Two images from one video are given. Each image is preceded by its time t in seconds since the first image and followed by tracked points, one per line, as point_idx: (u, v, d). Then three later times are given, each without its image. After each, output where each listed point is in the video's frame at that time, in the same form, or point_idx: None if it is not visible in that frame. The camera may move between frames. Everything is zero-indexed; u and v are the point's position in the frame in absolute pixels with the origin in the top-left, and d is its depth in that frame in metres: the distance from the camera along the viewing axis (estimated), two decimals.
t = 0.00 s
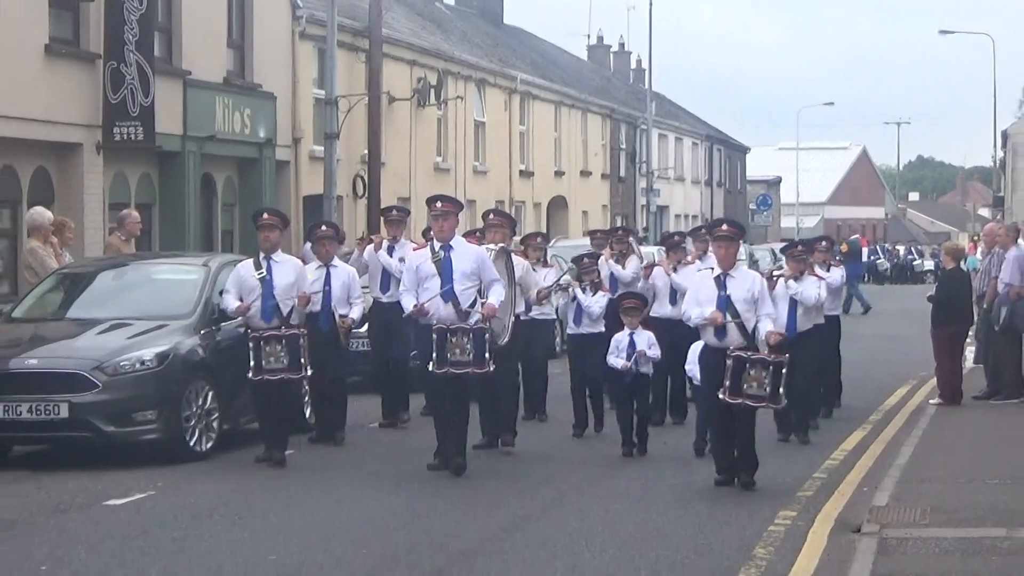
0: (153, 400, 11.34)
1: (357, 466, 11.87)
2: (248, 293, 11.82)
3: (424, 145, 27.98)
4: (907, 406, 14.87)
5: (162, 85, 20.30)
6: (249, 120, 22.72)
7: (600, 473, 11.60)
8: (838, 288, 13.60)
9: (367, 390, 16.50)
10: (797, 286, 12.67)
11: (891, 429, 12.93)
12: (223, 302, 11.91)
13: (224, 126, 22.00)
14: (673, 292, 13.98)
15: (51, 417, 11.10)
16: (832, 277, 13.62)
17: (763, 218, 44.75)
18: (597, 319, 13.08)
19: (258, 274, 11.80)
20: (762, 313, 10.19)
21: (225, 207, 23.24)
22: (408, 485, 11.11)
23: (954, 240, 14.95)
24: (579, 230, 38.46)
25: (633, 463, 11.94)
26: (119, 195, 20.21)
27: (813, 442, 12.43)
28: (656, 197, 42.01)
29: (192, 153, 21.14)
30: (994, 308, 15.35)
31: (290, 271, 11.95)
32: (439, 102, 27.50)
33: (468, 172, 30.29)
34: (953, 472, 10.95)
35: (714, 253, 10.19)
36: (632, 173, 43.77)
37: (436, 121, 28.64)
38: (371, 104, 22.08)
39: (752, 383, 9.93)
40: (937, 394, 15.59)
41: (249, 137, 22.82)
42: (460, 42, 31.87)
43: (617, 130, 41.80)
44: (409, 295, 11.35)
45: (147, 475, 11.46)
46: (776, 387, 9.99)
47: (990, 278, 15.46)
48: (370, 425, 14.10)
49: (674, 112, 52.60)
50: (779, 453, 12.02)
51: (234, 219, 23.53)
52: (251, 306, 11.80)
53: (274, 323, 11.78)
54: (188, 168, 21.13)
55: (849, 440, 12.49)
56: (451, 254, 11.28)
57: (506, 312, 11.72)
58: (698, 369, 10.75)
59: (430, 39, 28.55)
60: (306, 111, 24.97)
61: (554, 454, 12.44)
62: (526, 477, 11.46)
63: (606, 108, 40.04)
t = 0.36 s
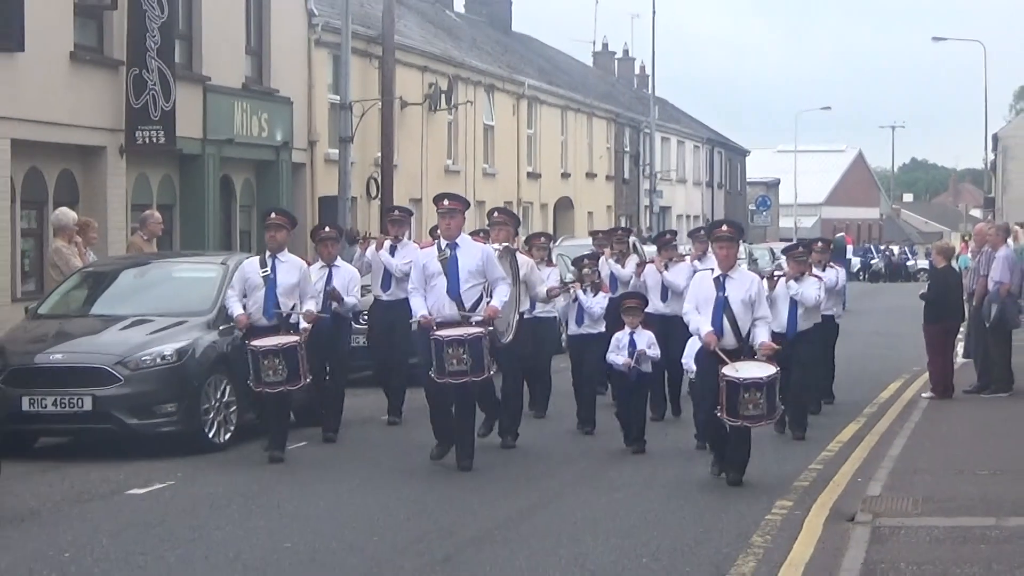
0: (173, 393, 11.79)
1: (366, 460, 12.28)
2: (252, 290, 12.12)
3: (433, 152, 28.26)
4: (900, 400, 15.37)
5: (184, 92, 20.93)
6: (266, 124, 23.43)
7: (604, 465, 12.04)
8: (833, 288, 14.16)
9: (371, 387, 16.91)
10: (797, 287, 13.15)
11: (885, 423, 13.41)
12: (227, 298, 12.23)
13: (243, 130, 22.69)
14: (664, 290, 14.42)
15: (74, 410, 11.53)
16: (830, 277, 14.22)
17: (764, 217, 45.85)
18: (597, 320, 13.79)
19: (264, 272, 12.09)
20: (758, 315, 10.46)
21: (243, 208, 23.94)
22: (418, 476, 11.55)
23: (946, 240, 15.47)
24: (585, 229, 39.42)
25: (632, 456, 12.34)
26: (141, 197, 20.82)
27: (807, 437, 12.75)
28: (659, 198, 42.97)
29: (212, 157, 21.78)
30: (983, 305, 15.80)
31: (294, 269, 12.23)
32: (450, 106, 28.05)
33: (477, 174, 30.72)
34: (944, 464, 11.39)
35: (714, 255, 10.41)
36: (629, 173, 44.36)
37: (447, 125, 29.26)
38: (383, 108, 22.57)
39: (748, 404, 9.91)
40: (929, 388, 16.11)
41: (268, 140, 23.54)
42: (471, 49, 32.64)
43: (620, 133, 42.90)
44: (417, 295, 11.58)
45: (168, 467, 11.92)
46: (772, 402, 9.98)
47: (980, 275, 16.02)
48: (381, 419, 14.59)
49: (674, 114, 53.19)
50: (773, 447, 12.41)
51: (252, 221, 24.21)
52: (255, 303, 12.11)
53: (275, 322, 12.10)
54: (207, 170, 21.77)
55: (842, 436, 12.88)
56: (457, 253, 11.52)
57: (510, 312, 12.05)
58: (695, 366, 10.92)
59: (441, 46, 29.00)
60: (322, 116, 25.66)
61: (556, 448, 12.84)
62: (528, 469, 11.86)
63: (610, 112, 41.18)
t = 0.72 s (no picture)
0: (193, 382, 12.26)
1: (375, 449, 12.73)
2: (249, 294, 12.36)
3: (445, 143, 29.73)
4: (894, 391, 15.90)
5: (204, 94, 21.59)
6: (283, 124, 24.20)
7: (606, 454, 12.52)
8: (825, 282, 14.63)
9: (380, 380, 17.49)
10: (790, 282, 13.43)
11: (877, 416, 13.90)
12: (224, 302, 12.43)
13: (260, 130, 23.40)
14: (663, 287, 15.04)
15: (98, 398, 11.97)
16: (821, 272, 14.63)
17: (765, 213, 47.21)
18: (596, 312, 13.88)
19: (259, 275, 12.34)
20: (748, 313, 10.77)
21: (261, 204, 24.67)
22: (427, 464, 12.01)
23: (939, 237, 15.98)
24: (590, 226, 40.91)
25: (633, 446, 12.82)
26: (165, 194, 21.41)
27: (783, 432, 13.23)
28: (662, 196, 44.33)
29: (230, 155, 22.45)
30: (974, 300, 16.25)
31: (287, 269, 12.51)
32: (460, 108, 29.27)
33: (487, 174, 32.32)
34: (934, 455, 11.84)
35: (703, 255, 10.72)
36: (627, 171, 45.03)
37: (457, 125, 30.40)
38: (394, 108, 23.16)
39: (742, 411, 10.33)
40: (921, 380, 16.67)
41: (285, 139, 24.31)
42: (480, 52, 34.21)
43: (624, 134, 44.42)
44: (415, 297, 11.95)
45: (186, 455, 12.39)
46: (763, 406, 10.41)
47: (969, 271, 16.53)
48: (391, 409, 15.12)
49: (674, 116, 54.39)
50: (768, 440, 12.85)
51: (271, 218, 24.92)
52: (252, 306, 12.38)
53: (273, 322, 12.47)
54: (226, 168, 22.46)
55: (834, 429, 13.32)
56: (451, 254, 11.86)
57: (503, 313, 12.70)
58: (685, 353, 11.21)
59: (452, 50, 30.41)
60: (337, 116, 26.53)
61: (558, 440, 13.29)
62: (532, 459, 12.30)
63: (616, 112, 42.78)
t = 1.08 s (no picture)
0: (211, 375, 12.73)
1: (385, 441, 13.19)
2: (244, 283, 12.61)
3: (457, 147, 30.99)
4: (888, 384, 16.46)
5: (225, 98, 22.22)
6: (300, 126, 24.87)
7: (609, 445, 13.02)
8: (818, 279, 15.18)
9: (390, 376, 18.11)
10: (782, 276, 13.82)
11: (871, 409, 14.42)
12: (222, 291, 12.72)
13: (278, 132, 24.06)
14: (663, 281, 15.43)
15: (120, 390, 12.44)
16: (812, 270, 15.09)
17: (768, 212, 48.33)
18: (588, 307, 14.41)
19: (255, 265, 12.63)
20: (737, 303, 11.15)
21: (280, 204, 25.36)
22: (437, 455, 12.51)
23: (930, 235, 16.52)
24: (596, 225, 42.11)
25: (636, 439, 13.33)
26: (185, 193, 22.01)
27: (794, 425, 13.76)
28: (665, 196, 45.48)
29: (249, 156, 23.07)
30: (967, 296, 16.69)
31: (284, 262, 12.75)
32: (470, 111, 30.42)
33: (497, 174, 33.57)
34: (925, 446, 12.34)
35: (692, 247, 11.16)
36: (628, 172, 45.72)
37: (467, 128, 31.68)
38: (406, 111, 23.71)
39: (732, 368, 10.77)
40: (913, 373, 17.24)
41: (302, 141, 24.99)
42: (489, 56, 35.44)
43: (629, 137, 45.67)
44: (407, 285, 12.30)
45: (205, 446, 12.89)
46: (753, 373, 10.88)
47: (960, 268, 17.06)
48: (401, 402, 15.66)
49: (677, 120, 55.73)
50: (765, 432, 13.34)
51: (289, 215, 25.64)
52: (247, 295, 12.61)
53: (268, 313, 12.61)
54: (245, 168, 23.09)
55: (830, 421, 13.84)
56: (445, 245, 12.24)
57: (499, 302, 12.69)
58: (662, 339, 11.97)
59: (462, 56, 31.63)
60: (352, 119, 27.35)
61: (561, 432, 13.75)
62: (537, 450, 12.81)
63: (621, 115, 44.09)
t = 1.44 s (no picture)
0: (225, 370, 12.89)
1: (395, 435, 13.35)
2: (249, 278, 12.50)
3: (470, 147, 31.40)
4: (895, 378, 16.63)
5: (240, 96, 22.45)
6: (315, 125, 25.09)
7: (618, 439, 13.17)
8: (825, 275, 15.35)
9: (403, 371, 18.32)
10: (788, 275, 13.96)
11: (878, 403, 14.57)
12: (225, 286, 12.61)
13: (294, 130, 24.27)
14: (662, 278, 15.32)
15: (136, 385, 12.59)
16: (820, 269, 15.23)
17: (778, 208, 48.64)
18: (593, 305, 14.39)
19: (261, 261, 12.49)
20: (742, 305, 10.86)
21: (295, 201, 25.60)
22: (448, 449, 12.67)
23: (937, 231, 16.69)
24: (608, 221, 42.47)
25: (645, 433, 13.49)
26: (201, 190, 22.20)
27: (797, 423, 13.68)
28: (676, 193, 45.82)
29: (265, 154, 23.28)
30: (974, 291, 16.83)
31: (291, 261, 12.60)
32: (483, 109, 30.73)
33: (509, 171, 33.92)
34: (929, 440, 12.49)
35: (695, 245, 10.84)
36: (639, 169, 45.95)
37: (480, 126, 32.01)
38: (420, 109, 23.92)
39: (735, 393, 10.38)
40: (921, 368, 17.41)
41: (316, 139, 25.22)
42: (502, 55, 35.74)
43: (641, 134, 46.04)
44: (411, 284, 11.88)
45: (220, 440, 13.06)
46: (758, 390, 10.45)
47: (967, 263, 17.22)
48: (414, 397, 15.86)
49: (689, 117, 56.10)
50: (772, 426, 13.50)
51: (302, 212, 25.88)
52: (251, 291, 12.51)
53: (268, 312, 12.49)
54: (261, 166, 23.29)
55: (836, 415, 14.00)
56: (451, 244, 11.82)
57: (504, 300, 12.52)
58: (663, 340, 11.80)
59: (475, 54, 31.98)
60: (366, 118, 27.60)
61: (570, 425, 13.91)
62: (548, 444, 12.97)
63: (633, 113, 44.46)
